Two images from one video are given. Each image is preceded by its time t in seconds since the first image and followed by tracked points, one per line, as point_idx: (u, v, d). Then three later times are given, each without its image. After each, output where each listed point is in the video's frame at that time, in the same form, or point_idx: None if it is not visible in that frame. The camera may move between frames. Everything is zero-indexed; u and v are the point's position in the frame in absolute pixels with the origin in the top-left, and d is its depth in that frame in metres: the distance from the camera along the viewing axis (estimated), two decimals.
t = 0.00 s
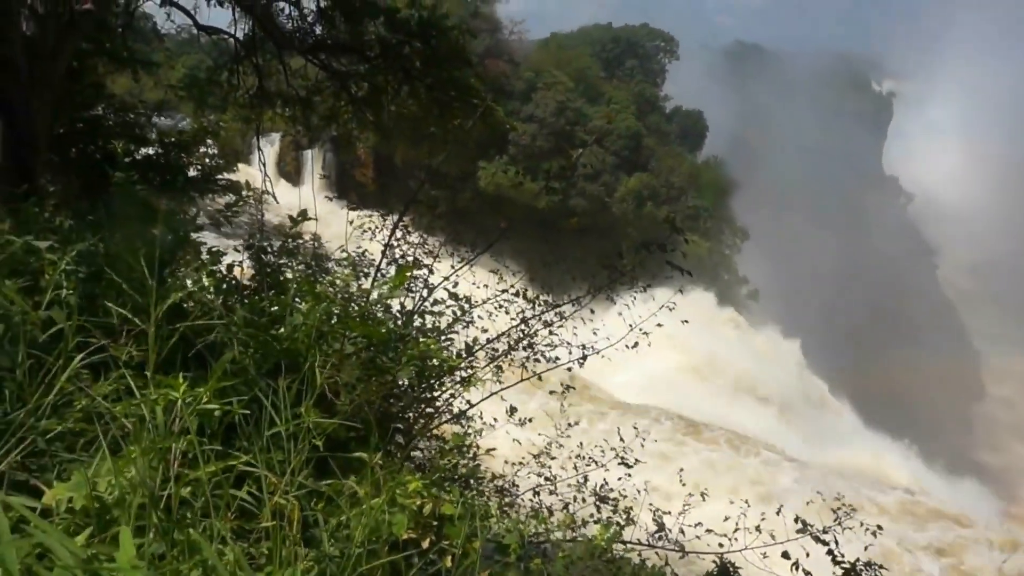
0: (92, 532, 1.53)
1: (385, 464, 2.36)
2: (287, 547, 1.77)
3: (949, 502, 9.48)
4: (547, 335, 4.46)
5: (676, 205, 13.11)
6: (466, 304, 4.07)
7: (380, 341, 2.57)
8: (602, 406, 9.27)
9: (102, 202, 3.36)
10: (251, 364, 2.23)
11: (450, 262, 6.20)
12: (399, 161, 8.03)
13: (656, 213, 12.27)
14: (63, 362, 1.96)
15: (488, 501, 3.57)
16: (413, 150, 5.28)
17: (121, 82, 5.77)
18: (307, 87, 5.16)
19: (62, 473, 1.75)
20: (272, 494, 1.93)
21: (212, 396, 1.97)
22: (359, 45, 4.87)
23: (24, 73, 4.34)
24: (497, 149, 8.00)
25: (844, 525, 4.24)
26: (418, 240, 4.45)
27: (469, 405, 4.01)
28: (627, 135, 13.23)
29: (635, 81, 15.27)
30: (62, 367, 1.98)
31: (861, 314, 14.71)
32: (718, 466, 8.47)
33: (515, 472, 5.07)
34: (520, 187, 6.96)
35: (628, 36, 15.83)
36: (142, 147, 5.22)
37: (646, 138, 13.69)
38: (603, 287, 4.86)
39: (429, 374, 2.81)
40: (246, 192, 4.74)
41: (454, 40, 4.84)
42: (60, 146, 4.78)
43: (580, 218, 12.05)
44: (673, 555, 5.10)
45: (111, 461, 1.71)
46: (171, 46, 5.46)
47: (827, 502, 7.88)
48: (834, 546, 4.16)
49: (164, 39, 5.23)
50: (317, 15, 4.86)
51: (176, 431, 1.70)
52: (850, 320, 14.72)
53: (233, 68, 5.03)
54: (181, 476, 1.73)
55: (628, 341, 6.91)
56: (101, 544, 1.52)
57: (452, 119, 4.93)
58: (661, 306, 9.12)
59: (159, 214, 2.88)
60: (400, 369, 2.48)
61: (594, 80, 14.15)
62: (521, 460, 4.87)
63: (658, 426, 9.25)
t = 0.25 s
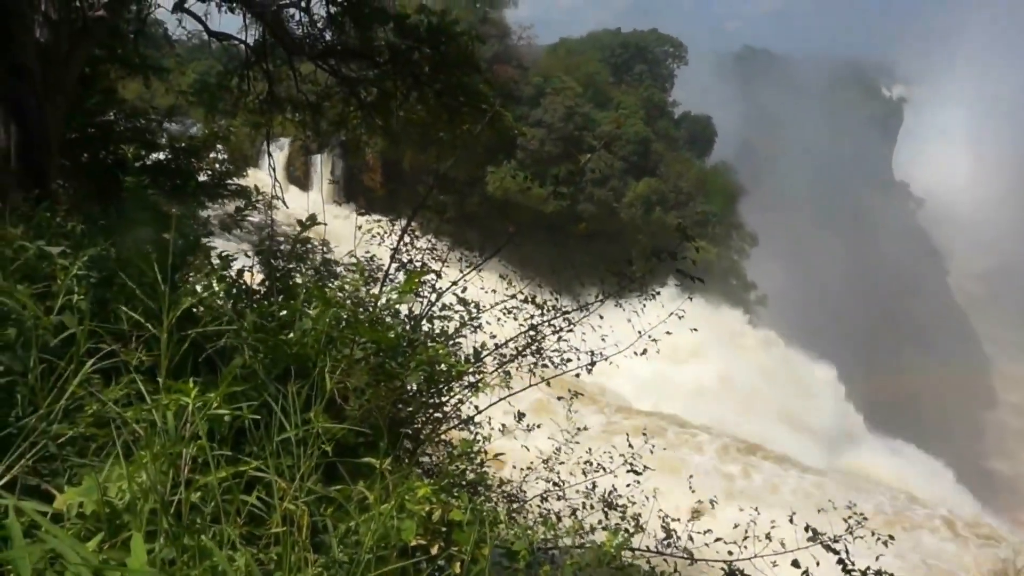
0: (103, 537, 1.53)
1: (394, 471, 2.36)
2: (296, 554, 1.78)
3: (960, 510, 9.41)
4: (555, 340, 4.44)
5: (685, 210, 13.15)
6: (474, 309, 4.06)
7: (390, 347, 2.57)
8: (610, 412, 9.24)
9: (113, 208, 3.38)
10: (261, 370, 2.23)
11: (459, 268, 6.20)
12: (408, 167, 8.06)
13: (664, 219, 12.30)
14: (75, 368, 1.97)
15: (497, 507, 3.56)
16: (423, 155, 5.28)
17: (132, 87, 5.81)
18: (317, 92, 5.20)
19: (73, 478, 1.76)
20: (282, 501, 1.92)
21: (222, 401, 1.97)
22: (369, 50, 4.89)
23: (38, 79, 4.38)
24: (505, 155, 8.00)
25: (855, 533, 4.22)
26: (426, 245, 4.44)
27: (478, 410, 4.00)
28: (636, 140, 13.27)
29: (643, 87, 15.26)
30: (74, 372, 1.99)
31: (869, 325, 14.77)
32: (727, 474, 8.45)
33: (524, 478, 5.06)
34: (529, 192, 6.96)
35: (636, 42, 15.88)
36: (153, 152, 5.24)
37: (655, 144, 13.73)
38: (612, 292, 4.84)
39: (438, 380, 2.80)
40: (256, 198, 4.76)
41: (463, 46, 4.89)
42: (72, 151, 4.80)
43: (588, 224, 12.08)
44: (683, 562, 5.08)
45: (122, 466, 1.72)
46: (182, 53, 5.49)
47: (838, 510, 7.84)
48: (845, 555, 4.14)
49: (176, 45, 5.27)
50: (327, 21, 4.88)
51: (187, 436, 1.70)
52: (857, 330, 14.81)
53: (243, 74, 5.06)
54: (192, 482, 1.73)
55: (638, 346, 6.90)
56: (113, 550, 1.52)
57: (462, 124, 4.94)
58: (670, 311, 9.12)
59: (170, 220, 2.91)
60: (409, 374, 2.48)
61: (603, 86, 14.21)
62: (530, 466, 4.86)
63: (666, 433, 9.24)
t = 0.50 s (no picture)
0: (104, 542, 1.53)
1: (396, 476, 2.35)
2: (297, 559, 1.77)
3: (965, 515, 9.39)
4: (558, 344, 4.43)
5: (687, 214, 13.16)
6: (477, 312, 4.05)
7: (391, 351, 2.56)
8: (612, 416, 9.22)
9: (115, 211, 3.38)
10: (263, 374, 2.23)
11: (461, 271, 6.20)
12: (409, 170, 8.06)
13: (666, 222, 12.28)
14: (77, 372, 1.96)
15: (498, 512, 3.55)
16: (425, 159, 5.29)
17: (135, 91, 5.82)
18: (320, 96, 5.21)
19: (74, 483, 1.75)
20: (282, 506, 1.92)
21: (223, 406, 1.96)
22: (372, 54, 4.88)
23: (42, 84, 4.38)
24: (507, 158, 8.01)
25: (859, 538, 4.22)
26: (429, 248, 4.43)
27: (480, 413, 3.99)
28: (638, 144, 13.25)
29: (645, 90, 15.25)
30: (76, 377, 1.99)
31: (873, 328, 14.63)
32: (730, 478, 8.43)
33: (526, 482, 5.04)
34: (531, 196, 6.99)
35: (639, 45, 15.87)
36: (156, 156, 5.24)
37: (657, 147, 13.72)
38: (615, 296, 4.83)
39: (440, 385, 2.79)
40: (258, 201, 4.76)
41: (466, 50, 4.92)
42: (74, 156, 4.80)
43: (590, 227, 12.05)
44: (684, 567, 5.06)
45: (123, 471, 1.71)
46: (185, 57, 5.49)
47: (841, 514, 7.83)
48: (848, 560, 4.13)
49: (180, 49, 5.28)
50: (330, 26, 4.89)
51: (188, 441, 1.70)
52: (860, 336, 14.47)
53: (246, 78, 5.07)
54: (192, 487, 1.73)
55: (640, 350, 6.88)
56: (113, 556, 1.51)
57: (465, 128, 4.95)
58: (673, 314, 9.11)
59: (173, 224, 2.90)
60: (411, 379, 2.47)
61: (605, 89, 14.20)
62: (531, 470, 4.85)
63: (668, 436, 9.22)
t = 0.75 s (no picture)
0: (99, 544, 1.52)
1: (394, 476, 2.34)
2: (293, 561, 1.77)
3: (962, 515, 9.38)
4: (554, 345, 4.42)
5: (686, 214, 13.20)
6: (474, 313, 4.04)
7: (389, 353, 2.55)
8: (610, 416, 9.22)
9: (112, 212, 3.37)
10: (261, 375, 2.23)
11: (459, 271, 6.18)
12: (407, 170, 8.05)
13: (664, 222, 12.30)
14: (73, 373, 1.96)
15: (495, 512, 3.54)
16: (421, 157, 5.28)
17: (133, 92, 5.81)
18: (318, 96, 5.21)
19: (69, 484, 1.75)
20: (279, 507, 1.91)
21: (220, 407, 1.95)
22: (370, 54, 4.89)
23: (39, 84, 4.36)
24: (505, 158, 8.00)
25: (858, 538, 4.22)
26: (426, 249, 4.42)
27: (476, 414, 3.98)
28: (637, 144, 13.24)
29: (643, 90, 15.23)
30: (71, 378, 1.98)
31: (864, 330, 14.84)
32: (728, 479, 8.43)
33: (523, 483, 5.03)
34: (529, 196, 7.00)
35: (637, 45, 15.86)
36: (153, 156, 5.23)
37: (656, 148, 13.73)
38: (613, 298, 4.82)
39: (438, 385, 2.78)
40: (256, 202, 4.76)
41: (463, 51, 4.92)
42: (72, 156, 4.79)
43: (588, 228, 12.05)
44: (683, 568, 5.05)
45: (119, 473, 1.71)
46: (182, 56, 5.48)
47: (839, 515, 7.83)
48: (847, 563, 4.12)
49: (177, 49, 5.27)
50: (328, 25, 4.89)
51: (185, 442, 1.69)
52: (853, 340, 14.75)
53: (244, 77, 5.06)
54: (188, 489, 1.72)
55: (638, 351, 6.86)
56: (108, 558, 1.50)
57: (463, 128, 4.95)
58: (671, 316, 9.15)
59: (170, 224, 2.90)
60: (408, 379, 2.46)
61: (603, 89, 14.19)
62: (529, 470, 4.84)
63: (666, 437, 9.21)
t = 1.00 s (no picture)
0: (94, 547, 1.51)
1: (391, 478, 2.33)
2: (289, 563, 1.76)
3: (956, 516, 9.38)
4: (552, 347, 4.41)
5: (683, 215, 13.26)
6: (472, 314, 4.03)
7: (387, 354, 2.55)
8: (608, 418, 9.22)
9: (108, 213, 3.36)
10: (258, 376, 2.22)
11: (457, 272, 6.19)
12: (405, 171, 8.07)
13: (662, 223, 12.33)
14: (68, 375, 1.94)
15: (492, 513, 3.54)
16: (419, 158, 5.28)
17: (131, 93, 5.82)
18: (315, 97, 5.21)
19: (65, 486, 1.74)
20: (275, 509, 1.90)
21: (216, 409, 1.94)
22: (367, 55, 4.90)
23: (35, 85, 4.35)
24: (503, 159, 8.00)
25: (854, 540, 4.23)
26: (423, 251, 4.42)
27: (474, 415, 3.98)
28: (635, 145, 13.27)
29: (641, 91, 15.24)
30: (67, 380, 1.97)
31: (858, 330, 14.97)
32: (725, 480, 8.44)
33: (521, 484, 5.04)
34: (528, 197, 7.01)
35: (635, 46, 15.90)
36: (151, 157, 5.23)
37: (653, 149, 13.76)
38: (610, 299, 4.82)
39: (435, 387, 2.78)
40: (254, 203, 4.76)
41: (461, 52, 4.92)
42: (69, 156, 4.78)
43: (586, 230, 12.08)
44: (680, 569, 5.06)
45: (114, 475, 1.70)
46: (180, 57, 5.47)
47: (836, 517, 7.83)
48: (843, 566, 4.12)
49: (175, 50, 5.27)
50: (325, 26, 4.87)
51: (180, 444, 1.69)
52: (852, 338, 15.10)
53: (241, 78, 5.06)
54: (184, 491, 1.72)
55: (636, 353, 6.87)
56: (103, 561, 1.50)
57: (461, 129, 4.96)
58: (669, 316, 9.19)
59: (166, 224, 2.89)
60: (406, 381, 2.46)
61: (601, 91, 14.23)
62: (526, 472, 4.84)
63: (663, 438, 9.22)
